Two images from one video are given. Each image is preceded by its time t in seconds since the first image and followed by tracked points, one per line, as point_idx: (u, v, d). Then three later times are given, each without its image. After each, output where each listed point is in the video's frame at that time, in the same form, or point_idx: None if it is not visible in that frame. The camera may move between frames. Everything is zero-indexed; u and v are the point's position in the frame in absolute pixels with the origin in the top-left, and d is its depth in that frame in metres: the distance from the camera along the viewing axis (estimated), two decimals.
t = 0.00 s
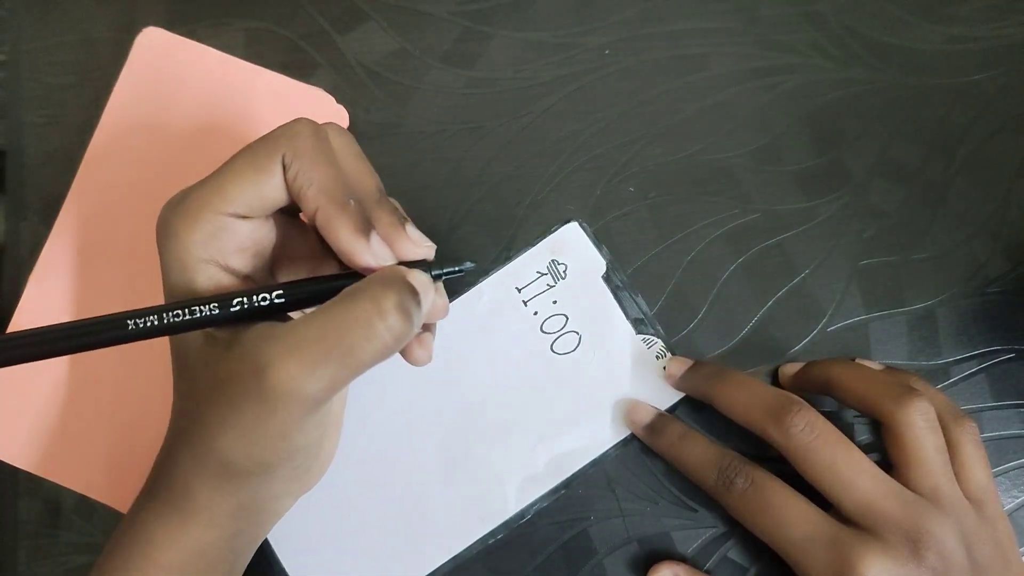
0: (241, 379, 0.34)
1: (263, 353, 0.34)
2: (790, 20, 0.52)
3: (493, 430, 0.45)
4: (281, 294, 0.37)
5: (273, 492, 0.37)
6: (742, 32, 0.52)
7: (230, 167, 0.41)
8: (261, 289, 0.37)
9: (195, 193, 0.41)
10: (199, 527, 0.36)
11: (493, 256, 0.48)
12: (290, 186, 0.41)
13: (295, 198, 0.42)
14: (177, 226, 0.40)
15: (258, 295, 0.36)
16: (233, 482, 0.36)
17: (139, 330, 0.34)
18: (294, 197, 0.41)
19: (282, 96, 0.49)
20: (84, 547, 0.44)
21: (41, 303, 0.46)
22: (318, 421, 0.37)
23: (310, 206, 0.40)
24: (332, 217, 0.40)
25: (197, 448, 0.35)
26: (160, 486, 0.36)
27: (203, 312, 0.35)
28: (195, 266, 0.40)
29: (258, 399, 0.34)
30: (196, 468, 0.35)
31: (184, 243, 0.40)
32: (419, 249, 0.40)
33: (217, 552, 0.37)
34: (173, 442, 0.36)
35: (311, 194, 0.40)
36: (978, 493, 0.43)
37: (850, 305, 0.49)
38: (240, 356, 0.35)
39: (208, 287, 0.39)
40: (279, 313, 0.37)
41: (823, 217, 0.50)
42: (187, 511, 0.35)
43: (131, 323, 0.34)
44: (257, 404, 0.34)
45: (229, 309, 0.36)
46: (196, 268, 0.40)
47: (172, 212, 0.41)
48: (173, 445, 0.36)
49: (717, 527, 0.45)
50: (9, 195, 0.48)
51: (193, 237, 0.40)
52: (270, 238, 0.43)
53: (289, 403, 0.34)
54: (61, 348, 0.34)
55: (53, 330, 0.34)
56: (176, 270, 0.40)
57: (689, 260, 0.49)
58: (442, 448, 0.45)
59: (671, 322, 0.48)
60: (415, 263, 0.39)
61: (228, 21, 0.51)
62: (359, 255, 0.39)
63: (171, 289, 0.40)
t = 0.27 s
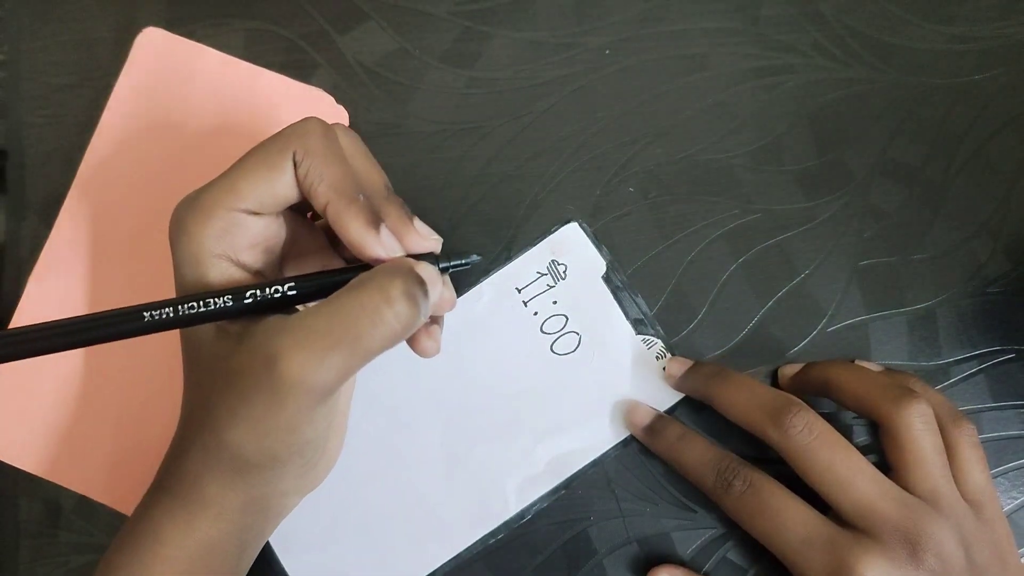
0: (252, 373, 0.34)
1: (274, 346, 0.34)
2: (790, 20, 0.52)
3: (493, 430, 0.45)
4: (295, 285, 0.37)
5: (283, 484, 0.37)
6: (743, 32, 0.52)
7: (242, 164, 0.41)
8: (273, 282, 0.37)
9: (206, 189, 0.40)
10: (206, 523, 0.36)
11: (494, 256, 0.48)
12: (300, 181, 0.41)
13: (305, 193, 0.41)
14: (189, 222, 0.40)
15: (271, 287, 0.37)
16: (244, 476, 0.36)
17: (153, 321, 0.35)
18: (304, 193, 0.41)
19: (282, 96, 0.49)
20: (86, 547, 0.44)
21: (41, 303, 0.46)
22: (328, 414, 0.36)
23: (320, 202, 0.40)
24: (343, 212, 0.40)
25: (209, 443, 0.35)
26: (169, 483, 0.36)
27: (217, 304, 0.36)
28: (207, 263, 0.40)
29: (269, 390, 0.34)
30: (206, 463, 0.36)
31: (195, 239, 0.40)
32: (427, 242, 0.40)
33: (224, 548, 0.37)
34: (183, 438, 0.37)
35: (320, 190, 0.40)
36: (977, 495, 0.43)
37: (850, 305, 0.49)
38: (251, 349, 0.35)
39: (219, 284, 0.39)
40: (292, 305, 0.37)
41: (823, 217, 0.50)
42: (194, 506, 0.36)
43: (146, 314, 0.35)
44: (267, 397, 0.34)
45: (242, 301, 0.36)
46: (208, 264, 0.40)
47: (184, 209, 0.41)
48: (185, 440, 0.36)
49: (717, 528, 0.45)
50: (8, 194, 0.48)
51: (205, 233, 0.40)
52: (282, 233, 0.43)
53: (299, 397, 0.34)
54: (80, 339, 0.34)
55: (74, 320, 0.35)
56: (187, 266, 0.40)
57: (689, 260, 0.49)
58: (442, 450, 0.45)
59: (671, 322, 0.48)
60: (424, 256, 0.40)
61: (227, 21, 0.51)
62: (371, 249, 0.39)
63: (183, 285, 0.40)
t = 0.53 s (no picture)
0: (338, 355, 0.34)
1: (361, 323, 0.34)
2: (790, 19, 0.52)
3: (494, 430, 0.45)
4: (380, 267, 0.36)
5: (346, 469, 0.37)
6: (742, 31, 0.52)
7: (328, 144, 0.40)
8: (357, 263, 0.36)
9: (305, 169, 0.39)
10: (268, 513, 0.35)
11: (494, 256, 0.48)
12: (391, 164, 0.40)
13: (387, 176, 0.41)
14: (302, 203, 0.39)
15: (359, 268, 0.36)
16: (315, 456, 0.35)
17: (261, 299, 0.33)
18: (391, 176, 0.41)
19: (283, 96, 0.48)
20: (89, 547, 0.45)
21: (39, 303, 0.46)
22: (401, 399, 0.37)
23: (416, 179, 0.40)
24: (436, 188, 0.40)
25: (280, 426, 0.35)
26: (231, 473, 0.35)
27: (308, 282, 0.34)
28: (289, 243, 0.38)
29: (356, 369, 0.34)
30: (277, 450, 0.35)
31: (290, 220, 0.39)
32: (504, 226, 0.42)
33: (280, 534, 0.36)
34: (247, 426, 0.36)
35: (413, 172, 0.40)
36: (976, 494, 0.43)
37: (850, 304, 0.49)
38: (331, 326, 0.35)
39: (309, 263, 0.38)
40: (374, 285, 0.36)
41: (823, 217, 0.50)
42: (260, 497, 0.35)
43: (243, 291, 0.33)
44: (347, 373, 0.34)
45: (331, 280, 0.35)
46: (291, 243, 0.38)
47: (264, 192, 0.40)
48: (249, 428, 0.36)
49: (717, 527, 0.45)
50: (10, 197, 0.48)
51: (299, 214, 0.39)
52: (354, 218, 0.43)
53: (381, 369, 0.34)
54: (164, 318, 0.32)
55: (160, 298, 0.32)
56: (270, 249, 0.38)
57: (689, 259, 0.49)
58: (443, 449, 0.45)
59: (671, 322, 0.48)
60: (498, 240, 0.41)
61: (227, 21, 0.51)
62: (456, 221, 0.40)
63: (261, 270, 0.39)
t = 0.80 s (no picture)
0: (426, 399, 0.35)
1: (457, 381, 0.36)
2: (790, 19, 0.52)
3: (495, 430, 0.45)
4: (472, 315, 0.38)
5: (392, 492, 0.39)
6: (742, 31, 0.52)
7: (425, 185, 0.38)
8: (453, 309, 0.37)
9: (400, 208, 0.38)
10: (313, 517, 0.36)
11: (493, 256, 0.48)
12: (484, 214, 0.40)
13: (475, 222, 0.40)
14: (387, 242, 0.37)
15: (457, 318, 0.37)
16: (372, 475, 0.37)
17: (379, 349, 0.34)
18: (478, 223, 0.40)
19: (283, 97, 0.48)
20: (83, 550, 0.45)
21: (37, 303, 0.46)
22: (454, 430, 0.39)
23: (501, 238, 0.40)
24: (520, 252, 0.40)
25: (341, 445, 0.35)
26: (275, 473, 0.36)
27: (419, 332, 0.35)
28: (365, 285, 0.37)
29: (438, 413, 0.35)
30: (336, 465, 0.35)
31: (374, 260, 0.37)
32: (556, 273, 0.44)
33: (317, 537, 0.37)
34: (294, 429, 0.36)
35: (504, 227, 0.40)
36: (976, 493, 0.43)
37: (850, 305, 0.49)
38: (416, 374, 0.36)
39: (388, 309, 0.36)
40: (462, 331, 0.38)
41: (822, 217, 0.50)
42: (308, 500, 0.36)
43: (369, 343, 0.33)
44: (430, 425, 0.35)
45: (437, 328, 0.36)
46: (368, 286, 0.37)
47: (348, 223, 0.38)
48: (294, 430, 0.36)
49: (717, 527, 0.45)
50: (9, 197, 0.49)
51: (383, 254, 0.37)
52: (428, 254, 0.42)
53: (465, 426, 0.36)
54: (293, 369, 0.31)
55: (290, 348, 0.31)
56: (345, 286, 0.37)
57: (689, 259, 0.49)
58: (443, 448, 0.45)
59: (672, 322, 0.48)
60: (551, 288, 0.43)
61: (227, 22, 0.51)
62: (531, 285, 0.40)
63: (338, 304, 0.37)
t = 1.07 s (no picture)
0: (442, 402, 0.36)
1: (472, 383, 0.37)
2: (790, 19, 0.52)
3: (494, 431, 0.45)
4: (484, 321, 0.39)
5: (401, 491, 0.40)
6: (742, 31, 0.52)
7: (438, 200, 0.37)
8: (466, 317, 0.38)
9: (412, 223, 0.37)
10: (326, 521, 0.37)
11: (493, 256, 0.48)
12: (493, 230, 0.39)
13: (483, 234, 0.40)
14: (395, 256, 0.37)
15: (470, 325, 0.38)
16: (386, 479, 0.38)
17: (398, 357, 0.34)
18: (486, 238, 0.40)
19: (283, 97, 0.48)
20: (79, 548, 0.45)
21: (37, 302, 0.46)
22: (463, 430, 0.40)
23: (506, 256, 0.40)
24: (524, 272, 0.40)
25: (355, 450, 0.36)
26: (288, 478, 0.37)
27: (436, 339, 0.36)
28: (370, 300, 0.36)
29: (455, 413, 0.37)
30: (349, 471, 0.36)
31: (382, 275, 0.36)
32: (554, 282, 0.44)
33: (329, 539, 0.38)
34: (307, 434, 0.37)
35: (511, 244, 0.40)
36: (976, 496, 0.43)
37: (849, 305, 0.49)
38: (433, 377, 0.37)
39: (393, 324, 0.36)
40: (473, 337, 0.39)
41: (823, 217, 0.50)
42: (321, 504, 0.37)
43: (389, 351, 0.34)
44: (446, 422, 0.37)
45: (453, 335, 0.37)
46: (374, 301, 0.36)
47: (359, 234, 0.37)
48: (306, 434, 0.37)
49: (718, 528, 0.45)
50: (10, 196, 0.49)
51: (391, 269, 0.37)
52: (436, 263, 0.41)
53: (480, 421, 0.37)
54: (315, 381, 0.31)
55: (313, 359, 0.31)
56: (351, 299, 0.36)
57: (689, 259, 0.49)
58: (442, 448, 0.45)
59: (671, 322, 0.48)
60: (552, 298, 0.44)
61: (227, 22, 0.51)
62: (533, 302, 0.41)
63: (345, 314, 0.37)
